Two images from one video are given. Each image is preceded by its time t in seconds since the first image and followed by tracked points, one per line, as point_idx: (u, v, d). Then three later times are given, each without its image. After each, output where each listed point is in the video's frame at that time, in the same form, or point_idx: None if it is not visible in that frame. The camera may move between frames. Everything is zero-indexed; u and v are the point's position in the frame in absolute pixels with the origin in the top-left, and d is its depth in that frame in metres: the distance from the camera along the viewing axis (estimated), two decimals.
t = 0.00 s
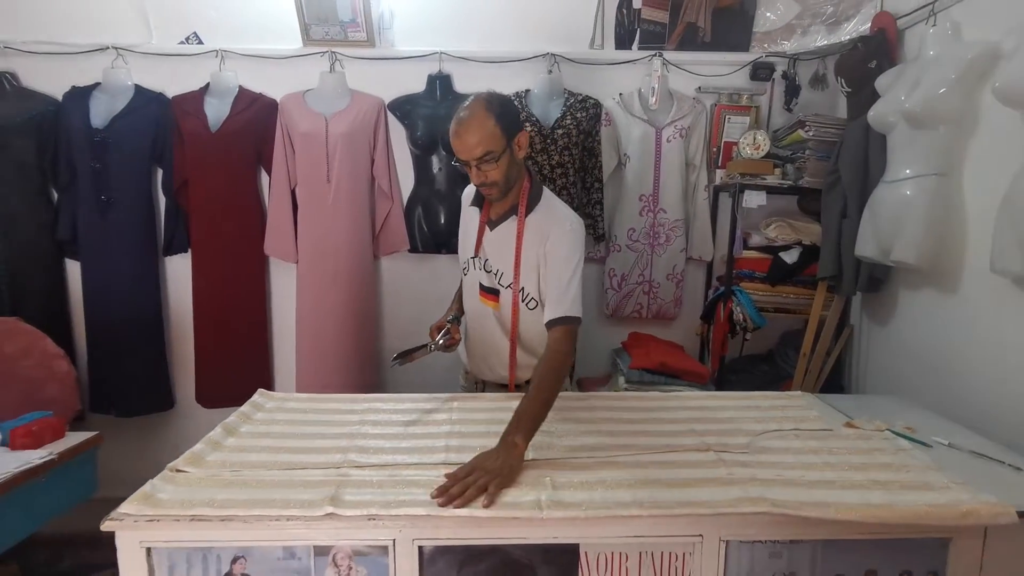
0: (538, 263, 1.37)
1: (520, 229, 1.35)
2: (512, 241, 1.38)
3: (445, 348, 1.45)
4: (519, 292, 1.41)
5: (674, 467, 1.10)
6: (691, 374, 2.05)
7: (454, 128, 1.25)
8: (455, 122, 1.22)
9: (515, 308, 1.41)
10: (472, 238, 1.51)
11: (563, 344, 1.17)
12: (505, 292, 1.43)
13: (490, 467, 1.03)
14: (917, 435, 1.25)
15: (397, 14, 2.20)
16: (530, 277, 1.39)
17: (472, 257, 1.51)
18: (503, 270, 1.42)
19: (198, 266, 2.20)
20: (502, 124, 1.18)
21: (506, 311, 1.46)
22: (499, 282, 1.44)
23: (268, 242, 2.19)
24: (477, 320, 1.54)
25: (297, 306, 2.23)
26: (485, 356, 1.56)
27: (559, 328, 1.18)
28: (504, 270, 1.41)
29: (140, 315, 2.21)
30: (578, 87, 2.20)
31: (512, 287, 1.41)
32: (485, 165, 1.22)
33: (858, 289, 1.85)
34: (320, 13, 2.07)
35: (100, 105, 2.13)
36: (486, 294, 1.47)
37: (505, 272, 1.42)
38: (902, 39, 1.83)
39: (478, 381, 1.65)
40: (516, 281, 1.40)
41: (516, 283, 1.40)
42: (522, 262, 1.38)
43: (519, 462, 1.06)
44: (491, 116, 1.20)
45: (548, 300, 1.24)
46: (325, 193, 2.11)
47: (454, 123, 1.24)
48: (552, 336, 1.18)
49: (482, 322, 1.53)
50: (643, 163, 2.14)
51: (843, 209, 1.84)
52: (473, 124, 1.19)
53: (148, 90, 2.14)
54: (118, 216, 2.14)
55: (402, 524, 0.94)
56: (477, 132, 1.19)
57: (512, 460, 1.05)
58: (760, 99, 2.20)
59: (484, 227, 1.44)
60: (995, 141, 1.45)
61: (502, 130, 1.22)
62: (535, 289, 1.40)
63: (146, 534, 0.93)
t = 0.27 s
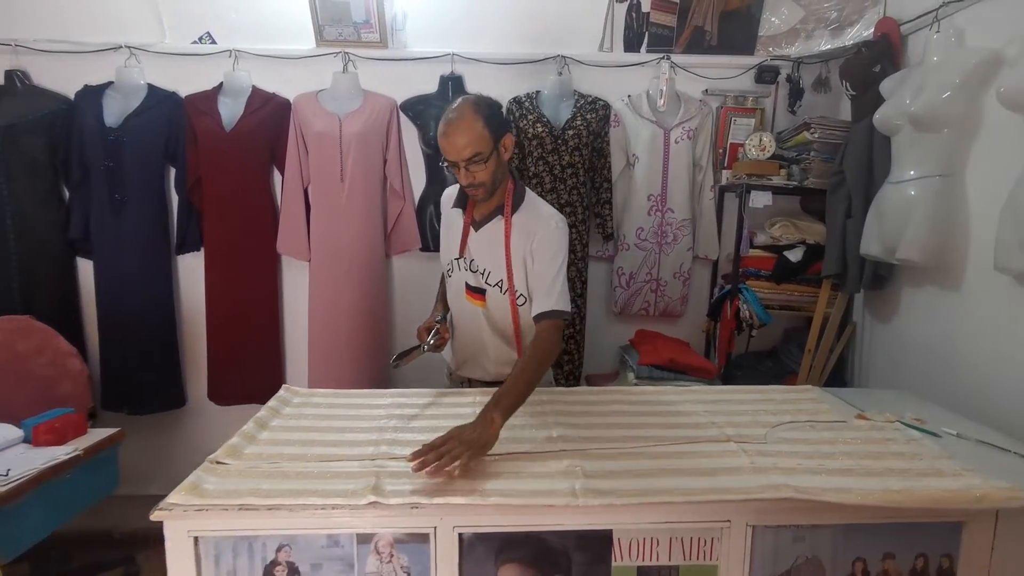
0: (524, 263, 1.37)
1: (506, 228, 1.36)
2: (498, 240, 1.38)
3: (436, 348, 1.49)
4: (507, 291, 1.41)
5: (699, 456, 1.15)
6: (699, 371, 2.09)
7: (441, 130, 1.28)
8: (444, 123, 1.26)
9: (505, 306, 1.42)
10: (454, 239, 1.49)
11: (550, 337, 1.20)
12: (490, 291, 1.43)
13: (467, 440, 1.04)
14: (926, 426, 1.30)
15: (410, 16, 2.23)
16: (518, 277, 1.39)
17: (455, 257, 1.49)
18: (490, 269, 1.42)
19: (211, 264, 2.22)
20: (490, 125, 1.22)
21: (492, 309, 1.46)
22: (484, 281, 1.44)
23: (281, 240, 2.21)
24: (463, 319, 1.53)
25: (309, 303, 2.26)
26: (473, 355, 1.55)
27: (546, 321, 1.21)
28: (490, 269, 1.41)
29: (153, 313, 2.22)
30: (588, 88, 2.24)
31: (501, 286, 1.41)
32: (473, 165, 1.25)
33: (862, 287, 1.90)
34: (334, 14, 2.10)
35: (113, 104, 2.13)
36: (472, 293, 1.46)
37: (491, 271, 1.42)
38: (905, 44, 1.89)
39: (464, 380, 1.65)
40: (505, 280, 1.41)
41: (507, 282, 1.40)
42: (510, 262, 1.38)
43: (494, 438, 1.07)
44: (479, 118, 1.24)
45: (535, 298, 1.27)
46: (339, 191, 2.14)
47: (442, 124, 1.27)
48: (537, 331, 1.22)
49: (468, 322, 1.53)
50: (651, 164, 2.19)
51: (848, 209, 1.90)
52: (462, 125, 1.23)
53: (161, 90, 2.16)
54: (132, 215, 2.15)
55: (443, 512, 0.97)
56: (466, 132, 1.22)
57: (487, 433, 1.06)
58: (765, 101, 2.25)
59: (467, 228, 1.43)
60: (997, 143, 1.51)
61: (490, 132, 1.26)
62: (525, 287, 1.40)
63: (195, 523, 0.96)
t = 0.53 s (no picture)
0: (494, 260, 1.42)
1: (474, 227, 1.40)
2: (468, 240, 1.43)
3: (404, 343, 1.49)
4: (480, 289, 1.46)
5: (717, 447, 1.18)
6: (706, 366, 2.14)
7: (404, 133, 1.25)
8: (406, 127, 1.23)
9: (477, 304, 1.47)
10: (423, 238, 1.53)
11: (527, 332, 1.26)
12: (461, 288, 1.49)
13: (471, 446, 1.09)
14: (933, 418, 1.34)
15: (422, 16, 2.26)
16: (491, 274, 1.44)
17: (425, 255, 1.53)
18: (461, 266, 1.46)
19: (225, 262, 2.25)
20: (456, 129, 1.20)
21: (463, 306, 1.52)
22: (455, 279, 1.49)
23: (294, 238, 2.24)
24: (434, 314, 1.59)
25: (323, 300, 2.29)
26: (446, 348, 1.62)
27: (522, 315, 1.27)
28: (460, 268, 1.46)
29: (168, 310, 2.24)
30: (597, 88, 2.27)
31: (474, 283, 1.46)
32: (439, 169, 1.24)
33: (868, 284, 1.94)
34: (347, 14, 2.12)
35: (128, 103, 2.15)
36: (443, 291, 1.51)
37: (462, 269, 1.47)
38: (910, 46, 1.93)
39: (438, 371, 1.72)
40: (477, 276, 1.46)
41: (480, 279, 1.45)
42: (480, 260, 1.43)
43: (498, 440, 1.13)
44: (443, 121, 1.22)
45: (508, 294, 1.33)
46: (352, 190, 2.17)
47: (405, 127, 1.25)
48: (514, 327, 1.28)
49: (439, 317, 1.58)
50: (659, 163, 2.23)
51: (854, 207, 1.93)
52: (425, 130, 1.20)
53: (176, 89, 2.18)
54: (148, 213, 2.18)
55: (473, 500, 1.00)
56: (429, 137, 1.20)
57: (491, 439, 1.11)
58: (771, 102, 2.29)
59: (436, 228, 1.46)
60: (1001, 143, 1.55)
61: (454, 135, 1.24)
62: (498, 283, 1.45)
63: (234, 511, 0.99)
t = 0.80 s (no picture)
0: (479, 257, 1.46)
1: (459, 224, 1.43)
2: (454, 237, 1.46)
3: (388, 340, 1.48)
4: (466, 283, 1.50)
5: (734, 440, 1.21)
6: (715, 362, 2.16)
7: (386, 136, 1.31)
8: (388, 130, 1.28)
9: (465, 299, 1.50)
10: (410, 237, 1.54)
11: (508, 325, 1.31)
12: (451, 284, 1.51)
13: (445, 431, 1.12)
14: (944, 412, 1.37)
15: (434, 17, 2.29)
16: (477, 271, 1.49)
17: (411, 253, 1.55)
18: (447, 263, 1.50)
19: (240, 259, 2.27)
20: (438, 129, 1.26)
21: (452, 302, 1.54)
22: (444, 275, 1.51)
23: (307, 236, 2.26)
24: (422, 311, 1.60)
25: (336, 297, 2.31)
26: (437, 344, 1.63)
27: (505, 310, 1.31)
28: (449, 264, 1.49)
29: (183, 307, 2.27)
30: (607, 87, 2.30)
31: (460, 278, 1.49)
32: (424, 169, 1.30)
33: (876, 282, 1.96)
34: (361, 15, 2.14)
35: (145, 103, 2.18)
36: (432, 287, 1.53)
37: (450, 265, 1.50)
38: (919, 47, 1.95)
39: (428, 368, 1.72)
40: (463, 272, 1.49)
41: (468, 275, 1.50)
42: (465, 255, 1.46)
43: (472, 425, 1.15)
44: (426, 122, 1.28)
45: (493, 287, 1.36)
46: (366, 189, 2.19)
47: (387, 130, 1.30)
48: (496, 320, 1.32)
49: (427, 313, 1.59)
50: (669, 162, 2.25)
51: (863, 206, 1.96)
52: (407, 131, 1.26)
53: (192, 89, 2.21)
54: (164, 210, 2.20)
55: (499, 491, 1.03)
56: (411, 138, 1.26)
57: (465, 423, 1.14)
58: (780, 102, 2.31)
59: (422, 226, 1.49)
60: (1009, 144, 1.58)
61: (435, 136, 1.29)
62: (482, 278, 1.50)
63: (266, 501, 1.02)
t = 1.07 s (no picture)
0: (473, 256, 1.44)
1: (453, 223, 1.43)
2: (447, 237, 1.45)
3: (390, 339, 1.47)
4: (461, 280, 1.48)
5: (748, 438, 1.22)
6: (723, 361, 2.18)
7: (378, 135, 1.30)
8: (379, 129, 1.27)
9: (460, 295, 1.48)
10: (409, 237, 1.55)
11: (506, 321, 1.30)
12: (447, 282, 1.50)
13: (444, 424, 1.11)
14: (954, 411, 1.38)
15: (445, 18, 2.30)
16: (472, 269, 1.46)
17: (410, 253, 1.55)
18: (441, 262, 1.48)
19: (252, 259, 2.29)
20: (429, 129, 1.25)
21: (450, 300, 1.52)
22: (440, 274, 1.50)
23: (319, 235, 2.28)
24: (422, 310, 1.59)
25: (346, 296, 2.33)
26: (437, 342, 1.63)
27: (502, 306, 1.31)
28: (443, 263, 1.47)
29: (196, 305, 2.29)
30: (616, 88, 2.31)
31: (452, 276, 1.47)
32: (416, 168, 1.29)
33: (886, 282, 1.98)
34: (373, 16, 2.16)
35: (159, 103, 2.20)
36: (431, 286, 1.52)
37: (444, 264, 1.48)
38: (927, 49, 1.97)
39: (430, 367, 1.72)
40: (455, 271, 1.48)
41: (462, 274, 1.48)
42: (459, 253, 1.45)
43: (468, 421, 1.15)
44: (418, 122, 1.26)
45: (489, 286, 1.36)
46: (377, 188, 2.21)
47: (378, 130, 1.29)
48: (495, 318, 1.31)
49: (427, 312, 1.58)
50: (679, 162, 2.26)
51: (872, 206, 1.97)
52: (397, 131, 1.24)
53: (205, 89, 2.22)
54: (177, 209, 2.22)
55: (520, 486, 1.05)
56: (402, 138, 1.24)
57: (461, 418, 1.14)
58: (788, 103, 2.32)
59: (420, 227, 1.49)
60: (1018, 145, 1.59)
61: (427, 136, 1.27)
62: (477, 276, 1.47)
63: (290, 496, 1.03)
